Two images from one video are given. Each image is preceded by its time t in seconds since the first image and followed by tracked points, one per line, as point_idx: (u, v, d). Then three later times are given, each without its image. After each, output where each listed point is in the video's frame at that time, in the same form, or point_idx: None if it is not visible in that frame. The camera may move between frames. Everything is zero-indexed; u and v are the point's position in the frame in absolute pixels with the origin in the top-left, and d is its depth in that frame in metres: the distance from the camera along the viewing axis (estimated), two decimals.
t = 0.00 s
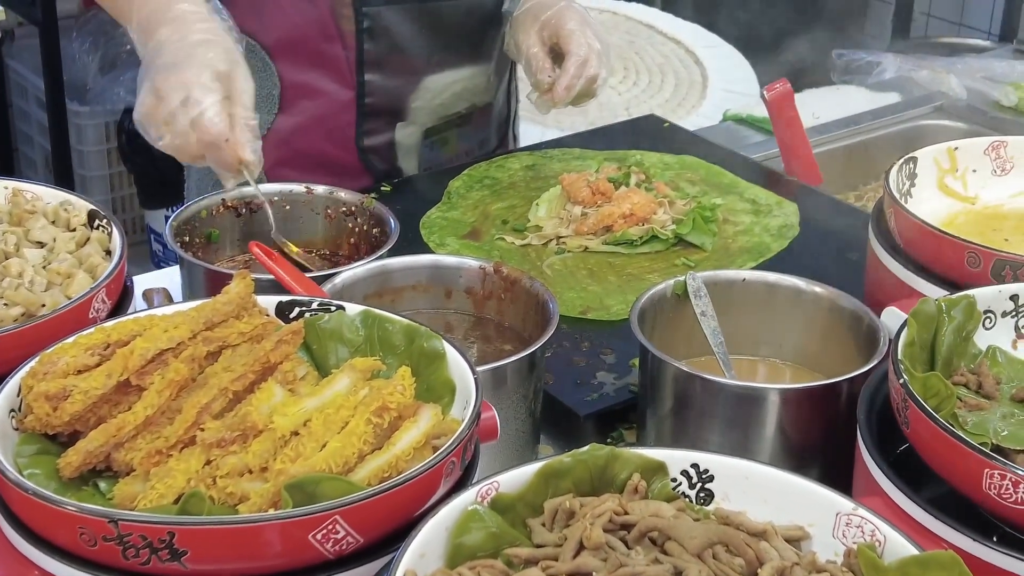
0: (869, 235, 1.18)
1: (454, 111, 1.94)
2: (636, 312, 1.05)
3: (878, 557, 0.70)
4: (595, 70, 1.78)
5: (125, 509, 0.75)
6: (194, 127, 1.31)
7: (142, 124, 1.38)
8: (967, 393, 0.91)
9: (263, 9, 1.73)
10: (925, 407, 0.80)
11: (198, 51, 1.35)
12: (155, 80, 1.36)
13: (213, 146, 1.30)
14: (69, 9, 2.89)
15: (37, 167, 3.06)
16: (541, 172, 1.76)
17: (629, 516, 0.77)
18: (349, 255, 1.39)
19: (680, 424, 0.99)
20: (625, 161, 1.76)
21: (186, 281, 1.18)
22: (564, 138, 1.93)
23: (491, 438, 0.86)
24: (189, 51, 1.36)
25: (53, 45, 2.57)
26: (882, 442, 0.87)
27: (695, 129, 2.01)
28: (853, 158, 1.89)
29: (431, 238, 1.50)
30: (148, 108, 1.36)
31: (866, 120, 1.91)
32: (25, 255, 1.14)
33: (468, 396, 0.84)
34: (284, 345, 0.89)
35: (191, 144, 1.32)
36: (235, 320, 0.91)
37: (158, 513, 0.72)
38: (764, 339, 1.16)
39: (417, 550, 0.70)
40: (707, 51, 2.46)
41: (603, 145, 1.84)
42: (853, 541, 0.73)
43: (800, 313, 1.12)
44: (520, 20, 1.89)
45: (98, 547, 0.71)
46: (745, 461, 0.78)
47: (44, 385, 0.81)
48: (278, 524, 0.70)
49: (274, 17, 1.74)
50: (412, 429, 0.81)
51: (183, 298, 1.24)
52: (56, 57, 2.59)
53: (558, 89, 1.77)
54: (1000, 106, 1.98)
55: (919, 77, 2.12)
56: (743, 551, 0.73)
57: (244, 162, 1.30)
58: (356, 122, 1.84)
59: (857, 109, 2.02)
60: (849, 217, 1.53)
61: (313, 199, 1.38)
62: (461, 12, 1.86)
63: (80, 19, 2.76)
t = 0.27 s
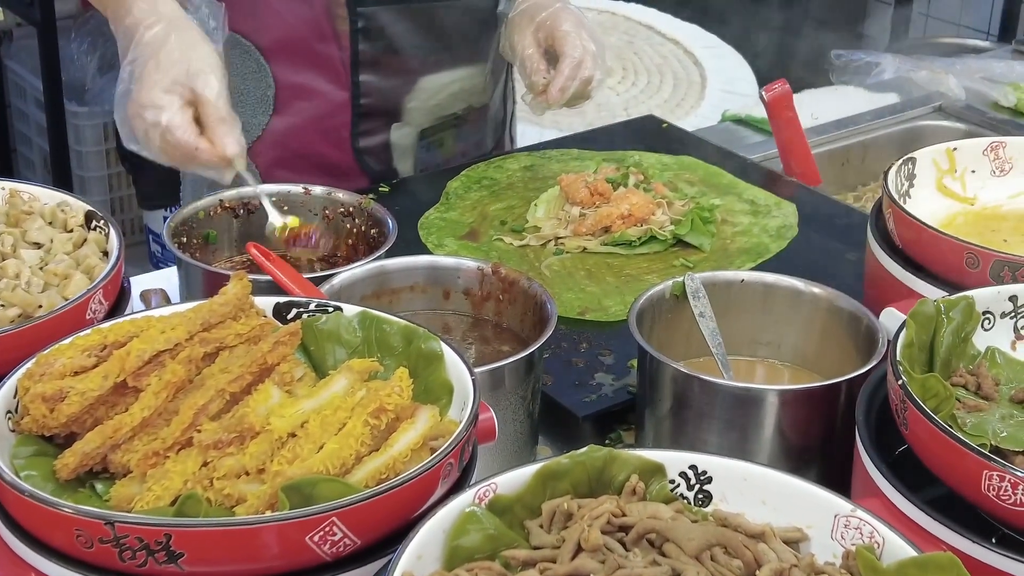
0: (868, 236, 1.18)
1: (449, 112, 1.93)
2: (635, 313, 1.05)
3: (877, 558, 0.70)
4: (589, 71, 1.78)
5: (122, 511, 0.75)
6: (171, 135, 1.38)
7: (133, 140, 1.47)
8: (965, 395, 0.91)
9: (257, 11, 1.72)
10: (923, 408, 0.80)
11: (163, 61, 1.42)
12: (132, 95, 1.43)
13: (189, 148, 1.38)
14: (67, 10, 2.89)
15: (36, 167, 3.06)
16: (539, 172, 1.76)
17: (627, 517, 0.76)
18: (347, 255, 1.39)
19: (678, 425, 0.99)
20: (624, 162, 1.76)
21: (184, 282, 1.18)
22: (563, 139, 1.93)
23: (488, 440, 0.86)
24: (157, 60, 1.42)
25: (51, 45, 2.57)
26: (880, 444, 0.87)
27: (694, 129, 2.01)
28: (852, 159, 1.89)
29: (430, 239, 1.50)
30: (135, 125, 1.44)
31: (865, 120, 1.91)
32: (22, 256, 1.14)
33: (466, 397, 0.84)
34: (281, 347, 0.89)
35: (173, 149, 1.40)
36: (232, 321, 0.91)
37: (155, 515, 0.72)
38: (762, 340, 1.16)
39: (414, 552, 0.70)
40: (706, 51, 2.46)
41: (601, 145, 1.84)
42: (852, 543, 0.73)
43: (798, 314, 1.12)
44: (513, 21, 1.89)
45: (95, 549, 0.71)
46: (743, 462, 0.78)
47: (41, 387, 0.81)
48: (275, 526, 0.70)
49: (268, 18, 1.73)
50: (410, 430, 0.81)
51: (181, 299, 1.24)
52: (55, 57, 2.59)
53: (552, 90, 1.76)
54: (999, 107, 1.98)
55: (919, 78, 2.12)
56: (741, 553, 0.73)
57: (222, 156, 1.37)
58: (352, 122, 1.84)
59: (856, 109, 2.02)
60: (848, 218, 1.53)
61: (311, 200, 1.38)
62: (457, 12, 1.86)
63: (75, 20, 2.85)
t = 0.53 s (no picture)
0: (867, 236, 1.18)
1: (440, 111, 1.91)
2: (633, 312, 1.05)
3: (877, 559, 0.70)
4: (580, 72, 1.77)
5: (119, 512, 0.75)
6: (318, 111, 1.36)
7: (269, 123, 1.46)
8: (965, 395, 0.90)
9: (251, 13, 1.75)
10: (923, 409, 0.80)
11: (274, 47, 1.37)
12: (253, 78, 1.40)
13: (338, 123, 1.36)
14: (66, 10, 2.89)
15: (36, 167, 3.06)
16: (538, 172, 1.75)
17: (625, 519, 0.76)
18: (345, 255, 1.39)
19: (677, 426, 0.98)
20: (622, 162, 1.76)
21: (181, 282, 1.18)
22: (562, 139, 1.93)
23: (486, 440, 0.86)
24: (269, 47, 1.38)
25: (50, 45, 2.56)
26: (880, 445, 0.86)
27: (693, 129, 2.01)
28: (852, 159, 1.89)
29: (428, 239, 1.50)
30: (264, 110, 1.43)
31: (865, 121, 1.91)
32: (19, 256, 1.14)
33: (464, 398, 0.84)
34: (278, 347, 0.89)
35: (314, 125, 1.39)
36: (229, 321, 0.91)
37: (151, 516, 0.71)
38: (762, 340, 1.15)
39: (411, 553, 0.69)
40: (705, 51, 2.46)
41: (600, 145, 1.84)
42: (851, 544, 0.72)
43: (798, 315, 1.12)
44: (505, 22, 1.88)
45: (90, 550, 0.71)
46: (741, 463, 0.77)
47: (37, 388, 0.81)
48: (272, 527, 0.69)
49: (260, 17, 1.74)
50: (407, 431, 0.81)
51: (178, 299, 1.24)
52: (53, 57, 2.58)
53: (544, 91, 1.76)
54: (999, 107, 1.98)
55: (918, 78, 2.12)
56: (740, 554, 0.73)
57: (362, 122, 1.35)
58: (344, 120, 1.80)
59: (856, 109, 2.01)
60: (848, 217, 1.52)
61: (309, 200, 1.37)
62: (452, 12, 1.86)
63: (74, 20, 2.91)
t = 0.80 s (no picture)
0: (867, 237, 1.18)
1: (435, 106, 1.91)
2: (633, 313, 1.05)
3: (876, 560, 0.70)
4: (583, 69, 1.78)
5: (117, 513, 0.74)
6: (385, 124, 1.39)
7: (329, 131, 1.46)
8: (965, 396, 0.90)
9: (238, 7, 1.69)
10: (922, 410, 0.80)
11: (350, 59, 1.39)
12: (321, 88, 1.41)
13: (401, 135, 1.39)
14: (65, 11, 2.89)
15: (35, 167, 3.06)
16: (538, 173, 1.75)
17: (625, 520, 0.76)
18: (344, 255, 1.39)
19: (676, 427, 0.98)
20: (622, 162, 1.76)
21: (180, 283, 1.17)
22: (561, 139, 1.92)
23: (486, 441, 0.86)
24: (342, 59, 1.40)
25: (49, 45, 2.56)
26: (879, 446, 0.86)
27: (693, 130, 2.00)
28: (851, 159, 1.89)
29: (428, 239, 1.49)
30: (327, 117, 1.43)
31: (865, 121, 1.91)
32: (18, 256, 1.14)
33: (463, 399, 0.84)
34: (277, 348, 0.89)
35: (377, 135, 1.41)
36: (228, 322, 0.90)
37: (149, 518, 0.71)
38: (761, 340, 1.15)
39: (410, 554, 0.69)
40: (704, 51, 2.46)
41: (600, 146, 1.84)
42: (850, 545, 0.72)
43: (797, 315, 1.12)
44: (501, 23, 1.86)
45: (89, 552, 0.70)
46: (740, 464, 0.77)
47: (35, 389, 0.80)
48: (271, 528, 0.69)
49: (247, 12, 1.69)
50: (406, 432, 0.81)
51: (178, 300, 1.24)
52: (53, 57, 2.58)
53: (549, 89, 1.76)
54: (999, 107, 1.98)
55: (918, 78, 2.12)
56: (740, 555, 0.73)
57: (422, 142, 1.40)
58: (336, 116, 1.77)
59: (855, 110, 2.01)
60: (847, 217, 1.52)
61: (308, 201, 1.38)
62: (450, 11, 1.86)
63: (74, 21, 2.91)
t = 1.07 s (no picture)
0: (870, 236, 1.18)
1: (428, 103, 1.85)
2: (635, 313, 1.04)
3: (880, 560, 0.69)
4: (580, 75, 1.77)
5: (119, 513, 0.74)
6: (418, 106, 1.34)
7: (373, 112, 1.41)
8: (969, 395, 0.90)
9: None
10: (926, 409, 0.79)
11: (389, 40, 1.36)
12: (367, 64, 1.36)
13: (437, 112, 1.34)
14: (65, 10, 2.89)
15: (35, 167, 3.05)
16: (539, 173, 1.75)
17: (628, 519, 0.76)
18: (345, 255, 1.39)
19: (679, 426, 0.98)
20: (623, 162, 1.75)
21: (181, 283, 1.17)
22: (563, 138, 1.92)
23: (489, 441, 0.86)
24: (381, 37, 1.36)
25: (50, 45, 2.56)
26: (883, 446, 0.86)
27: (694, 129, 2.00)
28: (853, 159, 1.89)
29: (429, 239, 1.49)
30: (371, 98, 1.39)
31: (866, 121, 1.90)
32: (18, 256, 1.13)
33: (465, 399, 0.83)
34: (279, 347, 0.88)
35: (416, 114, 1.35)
36: (229, 322, 0.90)
37: (151, 518, 0.71)
38: (762, 340, 1.15)
39: (413, 554, 0.69)
40: (706, 51, 2.46)
41: (601, 145, 1.83)
42: (855, 545, 0.72)
43: (799, 314, 1.12)
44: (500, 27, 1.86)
45: (91, 551, 0.70)
46: (743, 463, 0.77)
47: (37, 388, 0.80)
48: (273, 528, 0.69)
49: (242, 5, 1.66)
50: (409, 431, 0.80)
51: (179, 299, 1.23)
52: (53, 57, 2.58)
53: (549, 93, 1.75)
54: (1001, 106, 1.97)
55: (919, 77, 2.11)
56: (744, 555, 0.73)
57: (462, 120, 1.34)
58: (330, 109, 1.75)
59: (857, 109, 2.01)
60: (849, 217, 1.52)
61: (309, 200, 1.38)
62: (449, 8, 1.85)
63: (75, 20, 2.91)
